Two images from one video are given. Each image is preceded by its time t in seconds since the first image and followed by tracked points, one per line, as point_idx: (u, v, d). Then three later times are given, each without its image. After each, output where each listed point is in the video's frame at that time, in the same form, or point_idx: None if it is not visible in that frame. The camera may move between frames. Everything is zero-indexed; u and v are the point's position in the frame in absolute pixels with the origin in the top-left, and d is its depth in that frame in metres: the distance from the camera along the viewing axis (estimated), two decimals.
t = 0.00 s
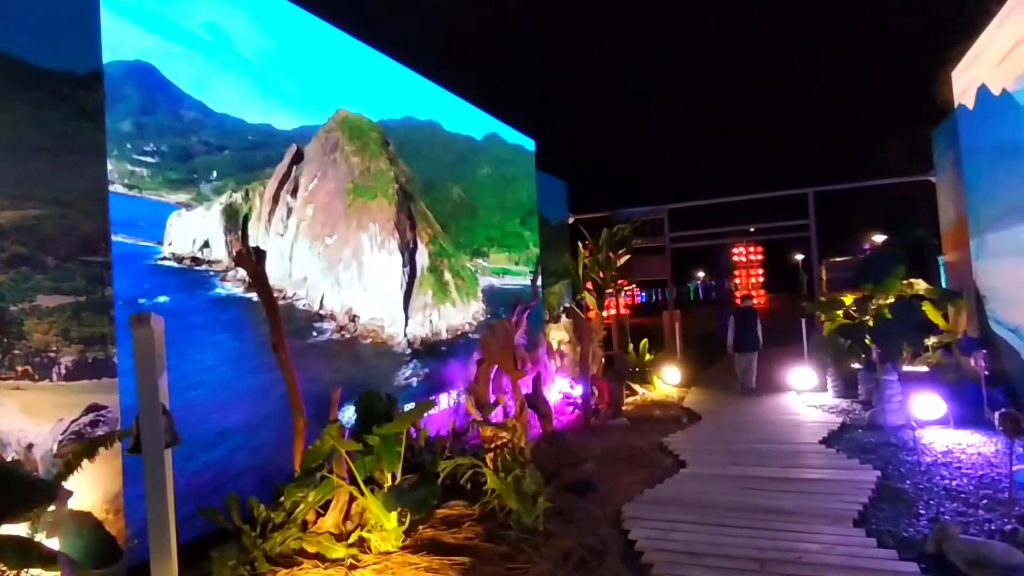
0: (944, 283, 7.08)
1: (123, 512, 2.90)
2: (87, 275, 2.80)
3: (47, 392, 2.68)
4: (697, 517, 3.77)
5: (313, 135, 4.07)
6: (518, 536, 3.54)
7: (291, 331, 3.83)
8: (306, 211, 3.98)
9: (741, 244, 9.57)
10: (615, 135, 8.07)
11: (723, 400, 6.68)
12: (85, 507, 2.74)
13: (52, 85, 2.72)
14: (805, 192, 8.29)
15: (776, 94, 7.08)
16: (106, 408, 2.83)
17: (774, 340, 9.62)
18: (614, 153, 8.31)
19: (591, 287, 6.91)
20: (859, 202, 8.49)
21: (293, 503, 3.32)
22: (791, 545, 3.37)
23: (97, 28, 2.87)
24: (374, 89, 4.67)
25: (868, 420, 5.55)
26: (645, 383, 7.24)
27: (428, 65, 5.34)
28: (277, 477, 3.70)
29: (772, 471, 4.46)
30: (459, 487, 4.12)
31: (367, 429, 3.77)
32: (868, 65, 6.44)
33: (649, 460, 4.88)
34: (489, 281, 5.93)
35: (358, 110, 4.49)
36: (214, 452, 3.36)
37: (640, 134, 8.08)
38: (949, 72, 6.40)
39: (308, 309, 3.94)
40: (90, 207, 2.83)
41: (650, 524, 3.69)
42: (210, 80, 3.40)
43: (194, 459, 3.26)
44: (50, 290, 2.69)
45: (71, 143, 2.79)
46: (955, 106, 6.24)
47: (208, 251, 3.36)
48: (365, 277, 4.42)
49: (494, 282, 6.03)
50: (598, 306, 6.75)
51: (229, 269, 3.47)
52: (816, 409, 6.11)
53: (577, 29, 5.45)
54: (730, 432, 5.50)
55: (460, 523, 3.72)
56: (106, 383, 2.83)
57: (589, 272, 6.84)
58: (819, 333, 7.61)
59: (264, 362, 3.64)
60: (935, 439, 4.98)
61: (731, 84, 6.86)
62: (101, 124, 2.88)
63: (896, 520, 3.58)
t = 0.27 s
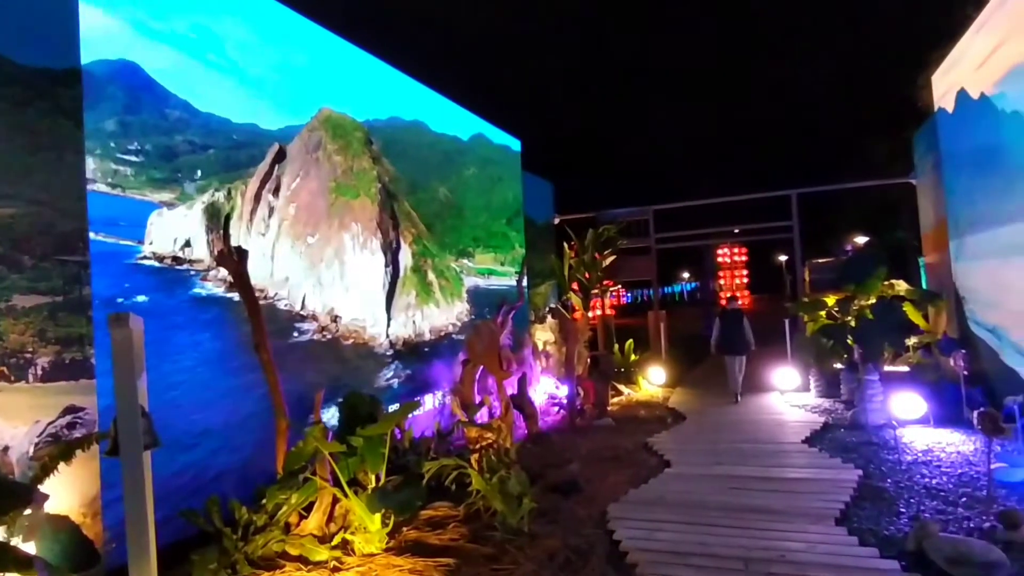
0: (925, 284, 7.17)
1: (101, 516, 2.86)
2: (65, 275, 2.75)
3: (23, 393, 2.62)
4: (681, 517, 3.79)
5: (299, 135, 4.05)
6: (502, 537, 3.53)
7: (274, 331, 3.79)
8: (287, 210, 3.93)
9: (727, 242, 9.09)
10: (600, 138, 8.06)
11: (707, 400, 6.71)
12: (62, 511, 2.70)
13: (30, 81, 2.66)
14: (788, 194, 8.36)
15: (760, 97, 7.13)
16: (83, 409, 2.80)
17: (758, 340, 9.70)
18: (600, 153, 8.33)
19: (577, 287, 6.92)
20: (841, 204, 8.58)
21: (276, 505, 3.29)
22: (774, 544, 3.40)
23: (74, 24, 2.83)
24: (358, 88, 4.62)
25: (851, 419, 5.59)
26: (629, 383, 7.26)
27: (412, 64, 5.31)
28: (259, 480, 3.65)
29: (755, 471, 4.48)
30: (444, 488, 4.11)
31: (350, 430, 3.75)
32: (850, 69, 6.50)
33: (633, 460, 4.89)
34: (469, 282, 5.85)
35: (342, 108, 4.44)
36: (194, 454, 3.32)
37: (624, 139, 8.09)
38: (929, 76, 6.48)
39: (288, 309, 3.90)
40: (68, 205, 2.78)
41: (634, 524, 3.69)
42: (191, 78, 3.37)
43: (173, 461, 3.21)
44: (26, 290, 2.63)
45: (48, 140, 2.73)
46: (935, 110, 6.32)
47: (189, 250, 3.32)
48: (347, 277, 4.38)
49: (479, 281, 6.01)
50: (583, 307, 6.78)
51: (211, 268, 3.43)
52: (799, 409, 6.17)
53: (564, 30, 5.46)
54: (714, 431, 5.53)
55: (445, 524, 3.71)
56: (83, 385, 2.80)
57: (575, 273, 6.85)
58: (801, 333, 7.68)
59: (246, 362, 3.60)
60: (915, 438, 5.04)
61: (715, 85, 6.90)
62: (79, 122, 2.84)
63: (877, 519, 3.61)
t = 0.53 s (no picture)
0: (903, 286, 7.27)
1: (76, 519, 2.80)
2: (38, 272, 2.72)
3: None
4: (664, 516, 3.80)
5: (282, 132, 4.02)
6: (485, 538, 3.52)
7: (255, 329, 3.74)
8: (269, 210, 3.89)
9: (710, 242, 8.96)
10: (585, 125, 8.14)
11: (690, 401, 6.75)
12: (33, 514, 2.67)
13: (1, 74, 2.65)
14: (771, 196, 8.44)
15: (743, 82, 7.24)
16: (57, 410, 2.74)
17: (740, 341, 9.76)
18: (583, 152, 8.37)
19: (560, 288, 6.92)
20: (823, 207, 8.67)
21: (255, 507, 3.26)
22: (755, 543, 3.42)
23: (47, 18, 2.79)
24: (346, 89, 4.58)
25: (831, 418, 5.65)
26: (613, 384, 7.27)
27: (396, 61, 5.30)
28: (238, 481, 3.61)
29: (737, 471, 4.51)
30: (426, 490, 4.09)
31: (332, 431, 3.72)
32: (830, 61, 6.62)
33: (616, 461, 4.90)
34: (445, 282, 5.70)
35: (328, 109, 4.40)
36: (173, 454, 3.28)
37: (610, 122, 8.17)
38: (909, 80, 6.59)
39: (271, 310, 3.85)
40: (41, 201, 2.76)
41: (617, 525, 3.70)
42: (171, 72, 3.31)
43: (150, 462, 3.17)
44: None
45: (21, 135, 2.72)
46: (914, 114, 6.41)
47: (169, 249, 3.26)
48: (330, 278, 4.34)
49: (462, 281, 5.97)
50: (567, 307, 6.80)
51: (191, 267, 3.37)
52: (779, 409, 6.25)
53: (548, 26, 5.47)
54: (695, 431, 5.58)
55: (427, 525, 3.69)
56: (57, 385, 2.74)
57: (558, 273, 6.86)
58: (783, 334, 7.75)
59: (225, 361, 3.55)
60: (893, 438, 5.10)
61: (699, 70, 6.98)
62: (52, 116, 2.80)
63: (856, 518, 3.65)
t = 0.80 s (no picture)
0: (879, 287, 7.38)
1: (45, 519, 2.75)
2: (8, 266, 2.67)
3: None
4: (643, 514, 3.81)
5: (262, 126, 3.97)
6: (464, 537, 3.51)
7: (231, 326, 3.69)
8: (248, 207, 3.84)
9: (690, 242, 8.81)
10: (568, 123, 8.16)
11: (670, 399, 6.79)
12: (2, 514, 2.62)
13: None
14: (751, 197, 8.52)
15: (724, 85, 7.30)
16: (26, 408, 2.68)
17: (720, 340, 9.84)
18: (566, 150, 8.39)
19: (541, 287, 6.86)
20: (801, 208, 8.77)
21: (231, 506, 3.22)
22: (733, 541, 3.45)
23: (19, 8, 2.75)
24: (326, 84, 4.53)
25: (808, 417, 5.72)
26: (594, 382, 7.29)
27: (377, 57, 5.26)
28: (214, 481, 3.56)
29: (716, 469, 4.54)
30: (406, 488, 4.07)
31: (310, 429, 3.68)
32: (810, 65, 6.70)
33: (596, 459, 4.90)
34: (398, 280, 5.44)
35: (308, 104, 4.35)
36: (147, 453, 3.22)
37: (592, 120, 8.19)
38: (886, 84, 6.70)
39: (248, 309, 3.79)
40: (10, 193, 2.71)
41: (596, 523, 3.71)
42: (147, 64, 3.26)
43: (123, 461, 3.11)
44: None
45: None
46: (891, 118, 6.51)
47: (144, 244, 3.20)
48: (308, 275, 4.29)
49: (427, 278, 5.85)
50: (548, 306, 6.80)
51: (166, 262, 3.32)
52: (757, 407, 6.31)
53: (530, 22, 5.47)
54: (675, 429, 5.61)
55: (406, 524, 3.67)
56: (26, 383, 2.68)
57: (540, 272, 6.81)
58: (761, 334, 7.83)
59: (201, 358, 3.50)
60: (868, 436, 5.17)
61: (681, 72, 7.03)
62: (22, 107, 2.75)
63: (832, 515, 3.70)
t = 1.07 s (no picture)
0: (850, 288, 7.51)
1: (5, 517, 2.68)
2: None
3: None
4: (617, 512, 3.83)
5: (234, 119, 3.91)
6: (438, 535, 3.49)
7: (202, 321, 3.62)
8: (218, 199, 3.77)
9: (667, 244, 8.92)
10: (546, 122, 8.16)
11: (645, 397, 6.84)
12: None
13: None
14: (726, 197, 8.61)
15: (700, 87, 7.38)
16: None
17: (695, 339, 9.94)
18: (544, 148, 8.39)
19: (519, 284, 6.89)
20: (776, 209, 8.89)
21: (200, 505, 3.16)
22: (705, 537, 3.48)
23: None
24: (299, 76, 4.45)
25: (779, 415, 5.80)
26: (570, 380, 7.31)
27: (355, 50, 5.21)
28: (183, 478, 3.49)
29: (689, 466, 4.59)
30: (380, 486, 4.04)
31: (282, 427, 3.64)
32: (784, 68, 6.80)
33: (571, 457, 4.92)
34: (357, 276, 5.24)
35: (280, 96, 4.27)
36: (114, 451, 3.15)
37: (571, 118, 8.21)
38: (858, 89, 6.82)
39: (219, 305, 3.73)
40: None
41: (570, 520, 3.71)
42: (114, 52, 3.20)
43: (88, 459, 3.03)
44: None
45: None
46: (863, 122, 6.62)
47: (110, 235, 3.14)
48: (280, 270, 4.22)
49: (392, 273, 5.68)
50: (525, 303, 6.80)
51: (134, 254, 3.25)
52: (731, 406, 6.39)
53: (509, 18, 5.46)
54: (649, 427, 5.65)
55: (379, 522, 3.64)
56: None
57: (517, 269, 6.83)
58: (735, 333, 7.92)
59: (170, 354, 3.43)
60: (837, 434, 5.26)
61: (659, 73, 7.08)
62: None
63: (802, 511, 3.76)
